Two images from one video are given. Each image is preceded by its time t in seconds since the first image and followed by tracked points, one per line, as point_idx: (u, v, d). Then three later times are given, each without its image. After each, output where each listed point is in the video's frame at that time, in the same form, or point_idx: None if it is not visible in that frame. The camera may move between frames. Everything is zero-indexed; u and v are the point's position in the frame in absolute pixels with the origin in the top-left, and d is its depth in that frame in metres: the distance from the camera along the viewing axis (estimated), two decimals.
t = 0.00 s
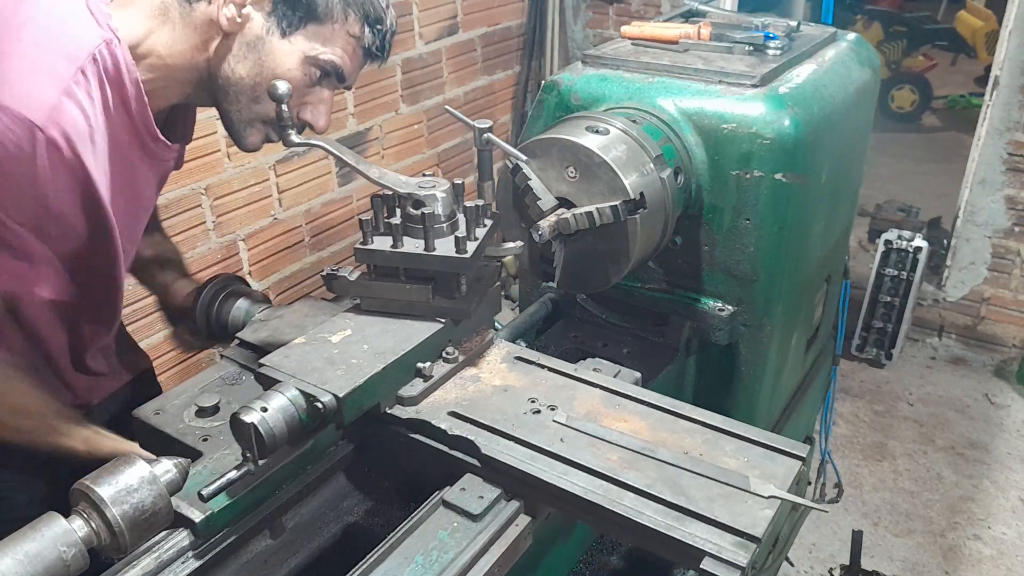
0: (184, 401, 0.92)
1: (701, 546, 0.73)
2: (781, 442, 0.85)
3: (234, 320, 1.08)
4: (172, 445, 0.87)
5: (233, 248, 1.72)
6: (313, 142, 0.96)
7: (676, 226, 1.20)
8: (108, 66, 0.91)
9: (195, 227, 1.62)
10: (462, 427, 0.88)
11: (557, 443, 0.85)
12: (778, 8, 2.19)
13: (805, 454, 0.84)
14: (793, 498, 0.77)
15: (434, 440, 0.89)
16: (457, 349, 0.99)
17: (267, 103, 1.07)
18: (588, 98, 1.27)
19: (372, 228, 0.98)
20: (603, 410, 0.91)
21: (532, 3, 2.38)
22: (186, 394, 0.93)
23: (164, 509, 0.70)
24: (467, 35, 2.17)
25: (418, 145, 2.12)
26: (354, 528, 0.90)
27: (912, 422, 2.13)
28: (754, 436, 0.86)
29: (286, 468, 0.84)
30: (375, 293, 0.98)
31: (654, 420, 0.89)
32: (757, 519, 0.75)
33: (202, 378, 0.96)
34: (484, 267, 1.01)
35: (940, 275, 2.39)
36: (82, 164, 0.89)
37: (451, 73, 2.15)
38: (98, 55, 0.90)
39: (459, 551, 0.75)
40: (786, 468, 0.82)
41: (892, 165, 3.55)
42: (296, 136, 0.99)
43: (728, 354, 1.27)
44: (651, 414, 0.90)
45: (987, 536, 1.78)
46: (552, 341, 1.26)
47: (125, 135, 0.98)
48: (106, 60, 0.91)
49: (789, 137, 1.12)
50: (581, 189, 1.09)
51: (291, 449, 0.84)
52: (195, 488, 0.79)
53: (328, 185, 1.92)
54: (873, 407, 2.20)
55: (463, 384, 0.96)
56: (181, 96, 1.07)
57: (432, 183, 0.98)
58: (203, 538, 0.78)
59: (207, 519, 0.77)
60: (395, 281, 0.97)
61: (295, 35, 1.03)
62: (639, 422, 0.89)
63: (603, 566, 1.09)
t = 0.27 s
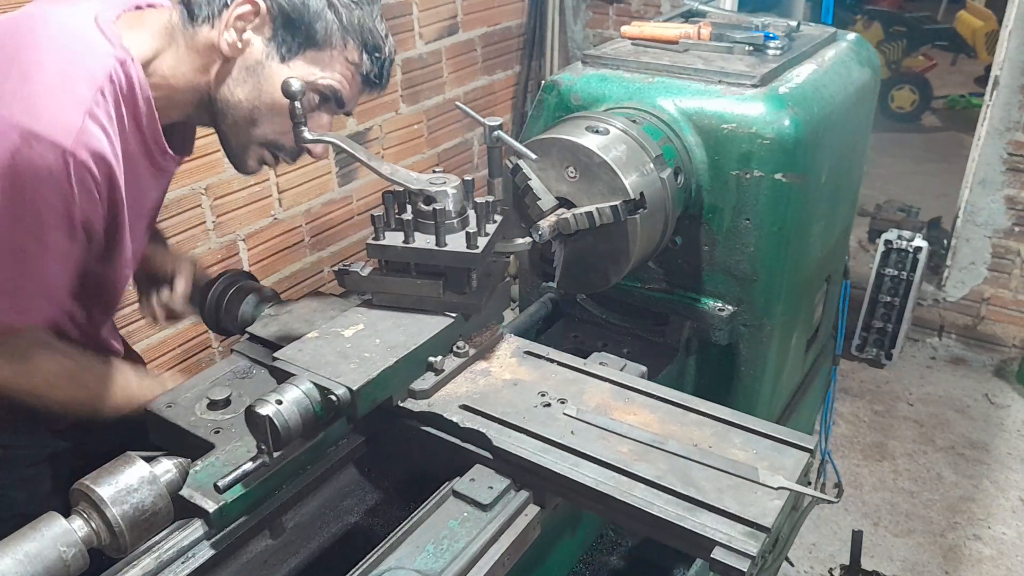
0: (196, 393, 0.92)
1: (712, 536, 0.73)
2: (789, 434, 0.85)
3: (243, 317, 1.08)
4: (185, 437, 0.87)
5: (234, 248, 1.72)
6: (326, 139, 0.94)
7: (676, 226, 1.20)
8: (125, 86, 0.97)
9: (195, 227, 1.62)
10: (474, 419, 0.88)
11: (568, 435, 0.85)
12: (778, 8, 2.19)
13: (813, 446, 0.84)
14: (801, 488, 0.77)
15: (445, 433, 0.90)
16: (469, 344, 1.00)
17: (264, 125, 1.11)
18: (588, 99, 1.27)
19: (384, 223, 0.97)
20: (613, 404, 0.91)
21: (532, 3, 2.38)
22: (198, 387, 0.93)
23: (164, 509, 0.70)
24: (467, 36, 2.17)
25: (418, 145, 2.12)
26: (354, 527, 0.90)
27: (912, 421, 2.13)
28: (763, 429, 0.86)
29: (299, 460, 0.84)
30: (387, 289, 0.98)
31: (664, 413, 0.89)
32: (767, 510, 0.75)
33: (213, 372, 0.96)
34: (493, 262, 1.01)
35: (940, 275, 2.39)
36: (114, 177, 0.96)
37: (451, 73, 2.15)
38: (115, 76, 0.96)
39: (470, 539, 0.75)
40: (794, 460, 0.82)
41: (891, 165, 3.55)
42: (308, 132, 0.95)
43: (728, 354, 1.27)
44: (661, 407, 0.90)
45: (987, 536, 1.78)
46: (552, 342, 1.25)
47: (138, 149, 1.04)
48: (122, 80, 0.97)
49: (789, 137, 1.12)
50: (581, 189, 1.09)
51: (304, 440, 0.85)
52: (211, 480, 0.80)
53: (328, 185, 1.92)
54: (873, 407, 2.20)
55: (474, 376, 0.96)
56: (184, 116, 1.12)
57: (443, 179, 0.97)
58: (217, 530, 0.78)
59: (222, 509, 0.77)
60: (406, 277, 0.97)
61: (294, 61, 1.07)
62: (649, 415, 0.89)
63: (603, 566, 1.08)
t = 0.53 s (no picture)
0: (205, 388, 0.93)
1: (721, 527, 0.73)
2: (796, 429, 0.86)
3: (250, 314, 1.09)
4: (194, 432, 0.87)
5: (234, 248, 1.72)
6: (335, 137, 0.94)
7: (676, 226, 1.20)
8: (135, 101, 1.02)
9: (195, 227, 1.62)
10: (484, 414, 0.88)
11: (577, 430, 0.85)
12: (777, 8, 2.19)
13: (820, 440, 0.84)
14: (809, 482, 0.77)
15: (455, 427, 0.89)
16: (478, 340, 1.00)
17: (272, 140, 1.15)
18: (588, 99, 1.27)
19: (394, 220, 0.98)
20: (622, 399, 0.91)
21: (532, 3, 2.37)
22: (206, 382, 0.94)
23: (164, 509, 0.70)
24: (467, 35, 2.17)
25: (418, 145, 2.12)
26: (355, 529, 0.90)
27: (911, 421, 2.13)
28: (770, 422, 0.86)
29: (309, 452, 0.86)
30: (397, 284, 0.98)
31: (673, 408, 0.89)
32: (776, 502, 0.75)
33: (222, 367, 0.97)
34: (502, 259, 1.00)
35: (940, 276, 2.38)
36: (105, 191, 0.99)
37: (451, 73, 2.15)
38: (126, 91, 1.01)
39: (478, 531, 0.75)
40: (801, 454, 0.82)
41: (891, 165, 3.55)
42: (319, 130, 0.96)
43: (728, 354, 1.27)
44: (670, 402, 0.90)
45: (987, 536, 1.78)
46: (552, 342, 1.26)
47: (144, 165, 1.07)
48: (132, 95, 1.02)
49: (789, 137, 1.12)
50: (581, 189, 1.09)
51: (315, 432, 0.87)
52: (223, 473, 0.81)
53: (328, 185, 1.92)
54: (873, 407, 2.20)
55: (484, 372, 0.96)
56: (192, 133, 1.17)
57: (451, 176, 0.97)
58: (227, 522, 0.79)
59: (233, 501, 0.78)
60: (415, 273, 0.97)
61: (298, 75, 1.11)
62: (658, 410, 0.89)
63: (603, 566, 1.08)
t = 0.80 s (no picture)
0: (206, 387, 0.93)
1: (723, 527, 0.73)
2: (797, 428, 0.86)
3: (251, 313, 1.10)
4: (195, 431, 0.87)
5: (233, 248, 1.72)
6: (340, 136, 0.93)
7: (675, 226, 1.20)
8: (152, 114, 1.04)
9: (195, 226, 1.62)
10: (486, 413, 0.88)
11: (579, 429, 0.85)
12: (777, 9, 2.19)
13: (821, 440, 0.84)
14: (810, 481, 0.77)
15: (457, 427, 0.89)
16: (480, 340, 1.00)
17: (283, 151, 1.15)
18: (588, 99, 1.27)
19: (396, 219, 0.97)
20: (623, 398, 0.91)
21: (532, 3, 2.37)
22: (207, 381, 0.93)
23: (165, 509, 0.70)
24: (467, 35, 2.17)
25: (418, 145, 2.12)
26: (355, 528, 0.90)
27: (911, 421, 2.13)
28: (771, 422, 0.86)
29: (311, 451, 0.86)
30: (399, 284, 0.98)
31: (674, 408, 0.89)
32: (777, 502, 0.75)
33: (223, 366, 0.96)
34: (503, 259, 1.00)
35: (941, 275, 2.39)
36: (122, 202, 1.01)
37: (451, 74, 2.15)
38: (144, 103, 1.03)
39: (479, 530, 0.75)
40: (803, 453, 0.82)
41: (891, 165, 3.55)
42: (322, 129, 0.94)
43: (728, 354, 1.27)
44: (671, 402, 0.90)
45: (987, 536, 1.78)
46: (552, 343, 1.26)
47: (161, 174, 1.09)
48: (150, 108, 1.03)
49: (789, 137, 1.12)
50: (581, 189, 1.09)
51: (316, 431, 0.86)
52: (224, 473, 0.81)
53: (328, 185, 1.92)
54: (873, 407, 2.20)
55: (485, 372, 0.96)
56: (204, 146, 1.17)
57: (454, 175, 0.98)
58: (228, 520, 0.79)
59: (234, 500, 0.78)
60: (417, 273, 0.97)
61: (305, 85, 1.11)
62: (659, 410, 0.89)
63: (603, 566, 1.08)
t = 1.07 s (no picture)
0: (202, 390, 0.95)
1: (720, 531, 0.73)
2: (796, 430, 0.85)
3: (250, 311, 1.09)
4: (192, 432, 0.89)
5: (233, 248, 1.72)
6: (337, 138, 0.96)
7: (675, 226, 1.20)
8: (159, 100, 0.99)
9: (195, 227, 1.62)
10: (483, 415, 0.88)
11: (577, 432, 0.85)
12: (777, 9, 2.19)
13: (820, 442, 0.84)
14: (809, 484, 0.77)
15: (454, 429, 0.89)
16: (478, 341, 1.00)
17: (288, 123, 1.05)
18: (588, 99, 1.27)
19: (394, 221, 0.97)
20: (621, 400, 0.91)
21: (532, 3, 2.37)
22: (204, 384, 0.96)
23: (165, 509, 0.70)
24: (467, 35, 2.17)
25: (418, 145, 2.12)
26: (355, 528, 0.90)
27: (911, 421, 2.13)
28: (770, 424, 0.86)
29: (307, 454, 0.86)
30: (397, 285, 0.98)
31: (673, 411, 0.89)
32: (776, 505, 0.75)
33: (221, 368, 0.99)
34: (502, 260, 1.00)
35: (941, 275, 2.39)
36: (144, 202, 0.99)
37: (451, 73, 2.15)
38: (149, 90, 0.98)
39: (475, 533, 0.75)
40: (802, 456, 0.82)
41: (891, 165, 3.55)
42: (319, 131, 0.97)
43: (728, 354, 1.27)
44: (670, 404, 0.90)
45: (987, 536, 1.78)
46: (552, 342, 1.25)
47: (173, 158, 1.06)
48: (156, 94, 0.99)
49: (789, 137, 1.12)
50: (581, 189, 1.09)
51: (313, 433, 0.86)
52: (220, 475, 0.81)
53: (328, 185, 1.92)
54: (873, 407, 2.20)
55: (483, 373, 0.96)
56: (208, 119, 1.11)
57: (452, 178, 0.97)
58: (225, 523, 0.79)
59: (230, 503, 0.78)
60: (415, 275, 0.97)
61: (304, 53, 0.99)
62: (658, 412, 0.89)
63: (603, 566, 1.08)
